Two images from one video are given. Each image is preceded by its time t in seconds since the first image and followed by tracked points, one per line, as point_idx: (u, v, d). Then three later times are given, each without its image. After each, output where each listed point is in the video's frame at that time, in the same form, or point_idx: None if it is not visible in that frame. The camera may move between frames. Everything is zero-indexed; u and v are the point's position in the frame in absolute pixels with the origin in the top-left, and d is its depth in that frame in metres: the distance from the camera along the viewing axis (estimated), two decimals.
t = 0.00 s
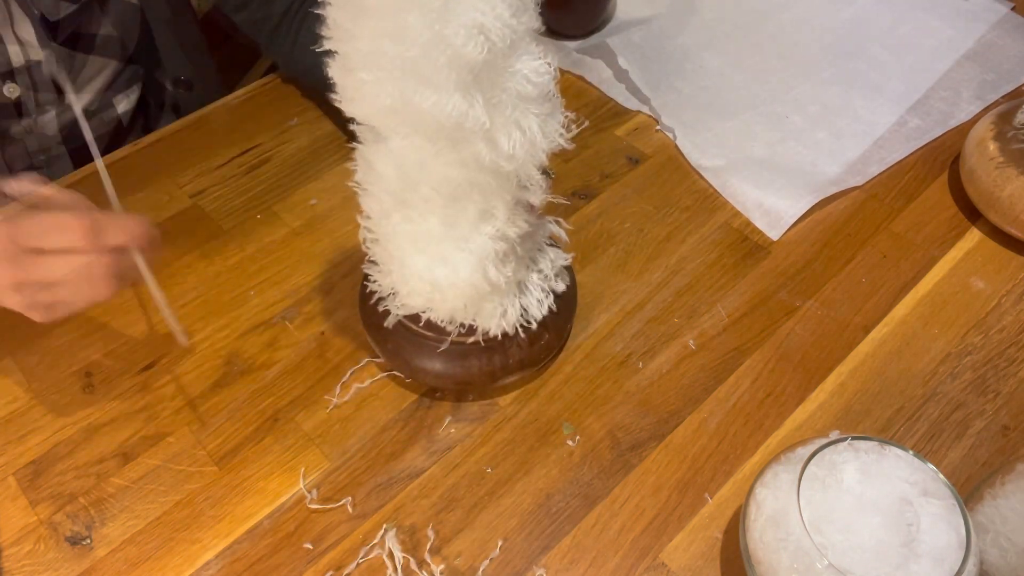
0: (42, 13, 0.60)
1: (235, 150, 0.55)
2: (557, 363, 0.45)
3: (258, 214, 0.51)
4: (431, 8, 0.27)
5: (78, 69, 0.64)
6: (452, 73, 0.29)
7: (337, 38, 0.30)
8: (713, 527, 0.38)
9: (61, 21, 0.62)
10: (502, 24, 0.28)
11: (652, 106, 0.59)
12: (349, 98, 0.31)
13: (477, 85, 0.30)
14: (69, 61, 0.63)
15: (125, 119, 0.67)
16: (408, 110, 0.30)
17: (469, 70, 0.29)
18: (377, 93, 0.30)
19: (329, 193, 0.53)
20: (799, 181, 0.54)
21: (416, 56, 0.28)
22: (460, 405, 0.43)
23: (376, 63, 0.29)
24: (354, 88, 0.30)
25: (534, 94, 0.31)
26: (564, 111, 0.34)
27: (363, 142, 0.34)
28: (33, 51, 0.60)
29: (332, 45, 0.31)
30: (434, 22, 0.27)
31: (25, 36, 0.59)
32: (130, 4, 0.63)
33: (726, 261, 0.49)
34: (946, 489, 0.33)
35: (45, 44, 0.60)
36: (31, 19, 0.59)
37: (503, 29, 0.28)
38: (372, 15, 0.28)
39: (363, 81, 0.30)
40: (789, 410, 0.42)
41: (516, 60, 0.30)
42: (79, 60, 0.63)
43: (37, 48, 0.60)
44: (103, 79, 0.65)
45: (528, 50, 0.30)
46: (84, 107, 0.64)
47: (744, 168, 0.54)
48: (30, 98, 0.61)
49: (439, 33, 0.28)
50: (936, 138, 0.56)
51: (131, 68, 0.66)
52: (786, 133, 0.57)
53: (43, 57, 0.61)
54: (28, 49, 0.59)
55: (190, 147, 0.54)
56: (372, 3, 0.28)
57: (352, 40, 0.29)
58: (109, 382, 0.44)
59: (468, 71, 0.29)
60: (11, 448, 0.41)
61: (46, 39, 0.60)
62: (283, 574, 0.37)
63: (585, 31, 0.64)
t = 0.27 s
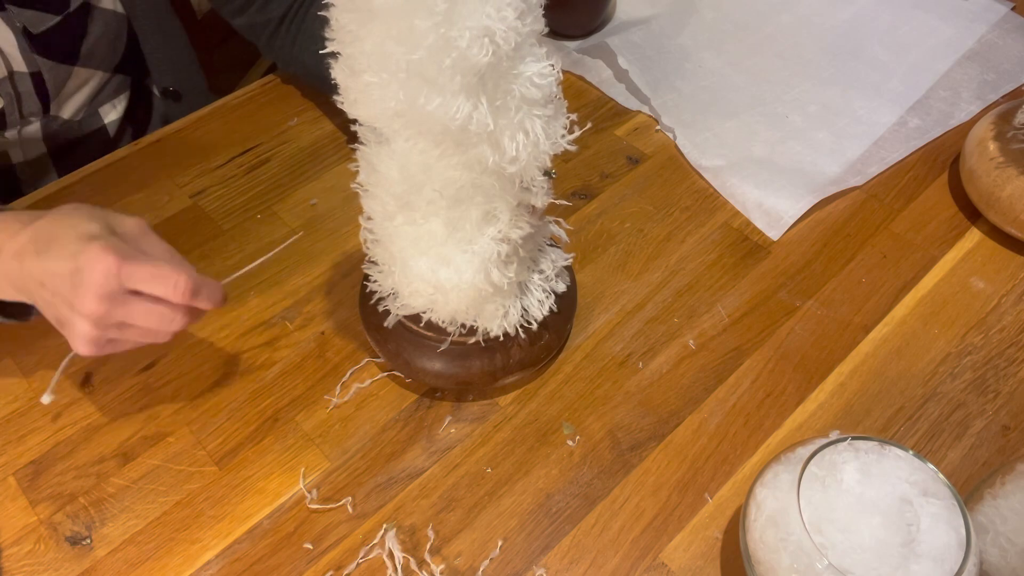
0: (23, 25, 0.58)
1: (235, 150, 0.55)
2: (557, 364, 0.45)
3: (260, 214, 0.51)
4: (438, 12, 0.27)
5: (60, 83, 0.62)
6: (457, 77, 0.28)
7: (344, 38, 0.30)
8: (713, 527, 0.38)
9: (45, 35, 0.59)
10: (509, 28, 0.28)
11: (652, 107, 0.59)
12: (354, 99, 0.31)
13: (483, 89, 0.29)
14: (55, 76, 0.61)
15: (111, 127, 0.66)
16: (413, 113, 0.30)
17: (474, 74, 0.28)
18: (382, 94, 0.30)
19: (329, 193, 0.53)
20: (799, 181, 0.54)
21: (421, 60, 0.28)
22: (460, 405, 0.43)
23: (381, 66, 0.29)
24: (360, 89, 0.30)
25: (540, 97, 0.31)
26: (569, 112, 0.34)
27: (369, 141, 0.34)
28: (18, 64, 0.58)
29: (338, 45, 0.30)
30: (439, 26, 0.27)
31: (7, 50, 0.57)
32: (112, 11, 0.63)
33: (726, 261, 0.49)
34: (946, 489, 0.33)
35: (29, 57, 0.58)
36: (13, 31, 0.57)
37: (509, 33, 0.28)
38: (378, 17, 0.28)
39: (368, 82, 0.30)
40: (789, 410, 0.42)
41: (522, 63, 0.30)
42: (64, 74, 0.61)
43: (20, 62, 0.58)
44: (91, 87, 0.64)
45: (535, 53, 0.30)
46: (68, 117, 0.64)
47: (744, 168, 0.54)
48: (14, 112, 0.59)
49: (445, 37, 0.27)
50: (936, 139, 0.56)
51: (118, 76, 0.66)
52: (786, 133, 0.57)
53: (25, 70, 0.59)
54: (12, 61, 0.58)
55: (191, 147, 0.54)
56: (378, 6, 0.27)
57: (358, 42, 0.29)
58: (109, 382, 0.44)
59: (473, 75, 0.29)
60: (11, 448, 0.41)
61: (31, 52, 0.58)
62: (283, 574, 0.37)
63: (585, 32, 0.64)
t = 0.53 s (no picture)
0: (42, 28, 0.58)
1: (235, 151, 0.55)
2: (557, 364, 0.45)
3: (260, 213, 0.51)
4: (447, 17, 0.27)
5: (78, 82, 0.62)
6: (465, 81, 0.28)
7: (350, 40, 0.30)
8: (713, 527, 0.38)
9: (62, 36, 0.59)
10: (518, 34, 0.28)
11: (652, 106, 0.59)
12: (360, 101, 0.31)
13: (490, 93, 0.29)
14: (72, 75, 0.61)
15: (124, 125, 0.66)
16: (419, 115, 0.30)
17: (482, 78, 0.29)
18: (388, 96, 0.30)
19: (328, 193, 0.53)
20: (799, 181, 0.54)
21: (429, 64, 0.28)
22: (460, 405, 0.43)
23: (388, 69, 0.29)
24: (366, 91, 0.30)
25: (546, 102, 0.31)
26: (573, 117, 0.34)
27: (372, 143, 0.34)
28: (35, 65, 0.59)
29: (344, 48, 0.30)
30: (448, 31, 0.27)
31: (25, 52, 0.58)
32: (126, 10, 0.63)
33: (726, 261, 0.49)
34: (946, 489, 0.33)
35: (47, 59, 0.59)
36: (31, 34, 0.58)
37: (518, 38, 0.28)
38: (386, 21, 0.28)
39: (375, 85, 0.30)
40: (789, 410, 0.42)
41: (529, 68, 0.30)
42: (81, 74, 0.62)
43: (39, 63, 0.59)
44: (105, 87, 0.65)
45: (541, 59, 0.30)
46: (85, 117, 0.64)
47: (744, 168, 0.54)
48: (36, 111, 0.60)
49: (454, 42, 0.27)
50: (936, 139, 0.56)
51: (131, 74, 0.66)
52: (786, 133, 0.57)
53: (45, 71, 0.59)
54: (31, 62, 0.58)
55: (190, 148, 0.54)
56: (387, 9, 0.27)
57: (366, 44, 0.29)
58: (109, 381, 0.44)
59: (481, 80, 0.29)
60: (11, 448, 0.41)
61: (49, 54, 0.59)
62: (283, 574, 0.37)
63: (586, 31, 0.64)
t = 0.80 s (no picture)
0: (53, 33, 0.58)
1: (235, 150, 0.55)
2: (557, 364, 0.45)
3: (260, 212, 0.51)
4: (450, 22, 0.27)
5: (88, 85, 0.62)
6: (468, 85, 0.29)
7: (350, 47, 0.30)
8: (713, 527, 0.38)
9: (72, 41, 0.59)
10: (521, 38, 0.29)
11: (652, 106, 0.59)
12: (361, 107, 0.31)
13: (493, 97, 0.30)
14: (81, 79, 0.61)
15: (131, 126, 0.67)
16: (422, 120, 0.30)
17: (485, 82, 0.29)
18: (390, 102, 0.30)
19: (328, 193, 0.53)
20: (798, 181, 0.54)
21: (433, 69, 0.28)
22: (460, 405, 0.43)
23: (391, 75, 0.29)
24: (367, 96, 0.30)
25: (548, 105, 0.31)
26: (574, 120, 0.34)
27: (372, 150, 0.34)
28: (48, 72, 0.58)
29: (344, 55, 0.30)
30: (452, 36, 0.28)
31: (36, 57, 0.58)
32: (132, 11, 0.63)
33: (726, 261, 0.49)
34: (946, 489, 0.33)
35: (58, 64, 0.59)
36: (42, 39, 0.57)
37: (520, 43, 0.29)
38: (388, 26, 0.28)
39: (377, 90, 0.30)
40: (789, 410, 0.42)
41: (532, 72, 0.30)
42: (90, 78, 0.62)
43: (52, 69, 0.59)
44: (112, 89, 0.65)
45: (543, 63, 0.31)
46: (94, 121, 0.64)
47: (744, 169, 0.54)
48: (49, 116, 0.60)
49: (457, 46, 0.28)
50: (936, 139, 0.56)
51: (138, 75, 0.66)
52: (786, 133, 0.57)
53: (58, 78, 0.59)
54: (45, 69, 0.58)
55: (191, 147, 0.54)
56: (390, 15, 0.28)
57: (367, 49, 0.29)
58: (110, 381, 0.44)
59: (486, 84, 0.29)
60: (11, 448, 0.41)
61: (60, 59, 0.59)
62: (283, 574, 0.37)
63: (586, 30, 0.64)
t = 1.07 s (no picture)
0: (56, 31, 0.58)
1: (235, 150, 0.55)
2: (557, 364, 0.45)
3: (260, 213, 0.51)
4: (468, 20, 0.28)
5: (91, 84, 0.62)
6: (484, 83, 0.29)
7: (363, 47, 0.30)
8: (713, 527, 0.38)
9: (75, 39, 0.60)
10: (537, 35, 0.29)
11: (652, 106, 0.59)
12: (372, 107, 0.31)
13: (508, 95, 0.30)
14: (84, 77, 0.61)
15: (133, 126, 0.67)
16: (437, 119, 0.30)
17: (501, 79, 0.29)
18: (404, 101, 0.30)
19: (328, 193, 0.53)
20: (798, 181, 0.53)
21: (451, 67, 0.28)
22: (460, 405, 0.43)
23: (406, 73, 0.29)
24: (381, 96, 0.30)
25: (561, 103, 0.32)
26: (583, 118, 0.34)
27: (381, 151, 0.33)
28: (52, 70, 0.59)
29: (356, 55, 0.30)
30: (470, 34, 0.28)
31: (41, 57, 0.58)
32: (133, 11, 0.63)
33: (726, 261, 0.49)
34: (946, 488, 0.33)
35: (61, 63, 0.59)
36: (45, 37, 0.58)
37: (537, 39, 0.29)
38: (405, 25, 0.28)
39: (391, 89, 0.30)
40: (789, 410, 0.42)
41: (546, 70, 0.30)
42: (93, 77, 0.62)
43: (54, 68, 0.59)
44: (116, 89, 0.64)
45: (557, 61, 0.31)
46: (97, 122, 0.64)
47: (743, 169, 0.54)
48: (53, 115, 0.60)
49: (475, 44, 0.28)
50: (935, 139, 0.56)
51: (140, 74, 0.66)
52: (786, 133, 0.57)
53: (61, 76, 0.59)
54: (49, 68, 0.59)
55: (190, 147, 0.54)
56: (409, 14, 0.28)
57: (382, 48, 0.29)
58: (110, 381, 0.44)
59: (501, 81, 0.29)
60: (11, 448, 0.41)
61: (63, 58, 0.59)
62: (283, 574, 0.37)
63: (586, 30, 0.64)
